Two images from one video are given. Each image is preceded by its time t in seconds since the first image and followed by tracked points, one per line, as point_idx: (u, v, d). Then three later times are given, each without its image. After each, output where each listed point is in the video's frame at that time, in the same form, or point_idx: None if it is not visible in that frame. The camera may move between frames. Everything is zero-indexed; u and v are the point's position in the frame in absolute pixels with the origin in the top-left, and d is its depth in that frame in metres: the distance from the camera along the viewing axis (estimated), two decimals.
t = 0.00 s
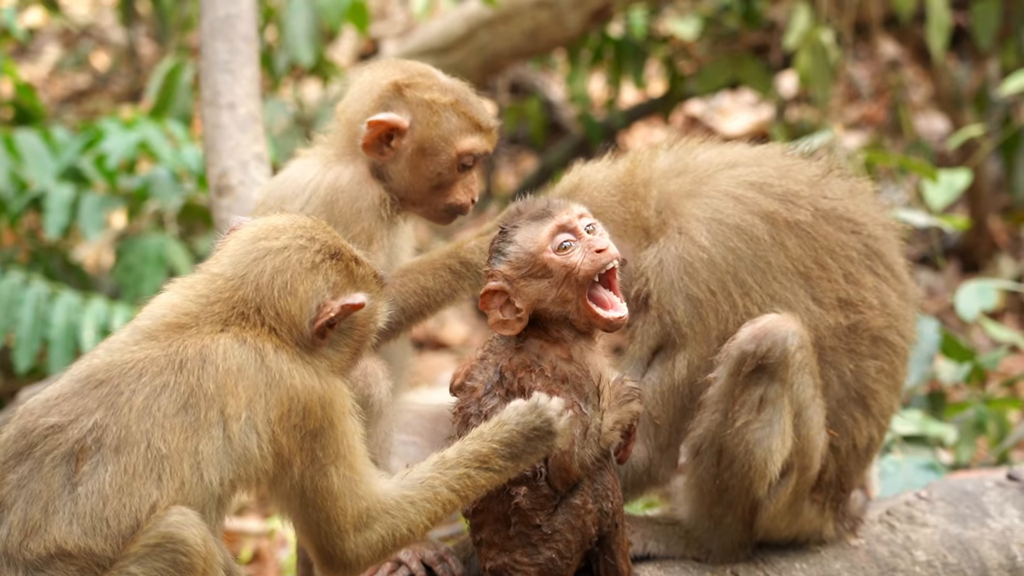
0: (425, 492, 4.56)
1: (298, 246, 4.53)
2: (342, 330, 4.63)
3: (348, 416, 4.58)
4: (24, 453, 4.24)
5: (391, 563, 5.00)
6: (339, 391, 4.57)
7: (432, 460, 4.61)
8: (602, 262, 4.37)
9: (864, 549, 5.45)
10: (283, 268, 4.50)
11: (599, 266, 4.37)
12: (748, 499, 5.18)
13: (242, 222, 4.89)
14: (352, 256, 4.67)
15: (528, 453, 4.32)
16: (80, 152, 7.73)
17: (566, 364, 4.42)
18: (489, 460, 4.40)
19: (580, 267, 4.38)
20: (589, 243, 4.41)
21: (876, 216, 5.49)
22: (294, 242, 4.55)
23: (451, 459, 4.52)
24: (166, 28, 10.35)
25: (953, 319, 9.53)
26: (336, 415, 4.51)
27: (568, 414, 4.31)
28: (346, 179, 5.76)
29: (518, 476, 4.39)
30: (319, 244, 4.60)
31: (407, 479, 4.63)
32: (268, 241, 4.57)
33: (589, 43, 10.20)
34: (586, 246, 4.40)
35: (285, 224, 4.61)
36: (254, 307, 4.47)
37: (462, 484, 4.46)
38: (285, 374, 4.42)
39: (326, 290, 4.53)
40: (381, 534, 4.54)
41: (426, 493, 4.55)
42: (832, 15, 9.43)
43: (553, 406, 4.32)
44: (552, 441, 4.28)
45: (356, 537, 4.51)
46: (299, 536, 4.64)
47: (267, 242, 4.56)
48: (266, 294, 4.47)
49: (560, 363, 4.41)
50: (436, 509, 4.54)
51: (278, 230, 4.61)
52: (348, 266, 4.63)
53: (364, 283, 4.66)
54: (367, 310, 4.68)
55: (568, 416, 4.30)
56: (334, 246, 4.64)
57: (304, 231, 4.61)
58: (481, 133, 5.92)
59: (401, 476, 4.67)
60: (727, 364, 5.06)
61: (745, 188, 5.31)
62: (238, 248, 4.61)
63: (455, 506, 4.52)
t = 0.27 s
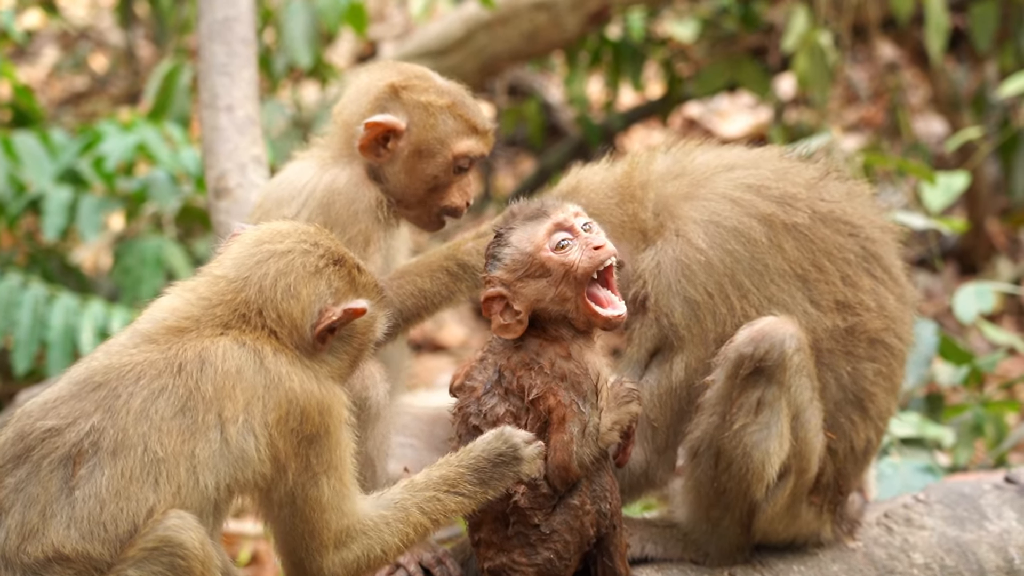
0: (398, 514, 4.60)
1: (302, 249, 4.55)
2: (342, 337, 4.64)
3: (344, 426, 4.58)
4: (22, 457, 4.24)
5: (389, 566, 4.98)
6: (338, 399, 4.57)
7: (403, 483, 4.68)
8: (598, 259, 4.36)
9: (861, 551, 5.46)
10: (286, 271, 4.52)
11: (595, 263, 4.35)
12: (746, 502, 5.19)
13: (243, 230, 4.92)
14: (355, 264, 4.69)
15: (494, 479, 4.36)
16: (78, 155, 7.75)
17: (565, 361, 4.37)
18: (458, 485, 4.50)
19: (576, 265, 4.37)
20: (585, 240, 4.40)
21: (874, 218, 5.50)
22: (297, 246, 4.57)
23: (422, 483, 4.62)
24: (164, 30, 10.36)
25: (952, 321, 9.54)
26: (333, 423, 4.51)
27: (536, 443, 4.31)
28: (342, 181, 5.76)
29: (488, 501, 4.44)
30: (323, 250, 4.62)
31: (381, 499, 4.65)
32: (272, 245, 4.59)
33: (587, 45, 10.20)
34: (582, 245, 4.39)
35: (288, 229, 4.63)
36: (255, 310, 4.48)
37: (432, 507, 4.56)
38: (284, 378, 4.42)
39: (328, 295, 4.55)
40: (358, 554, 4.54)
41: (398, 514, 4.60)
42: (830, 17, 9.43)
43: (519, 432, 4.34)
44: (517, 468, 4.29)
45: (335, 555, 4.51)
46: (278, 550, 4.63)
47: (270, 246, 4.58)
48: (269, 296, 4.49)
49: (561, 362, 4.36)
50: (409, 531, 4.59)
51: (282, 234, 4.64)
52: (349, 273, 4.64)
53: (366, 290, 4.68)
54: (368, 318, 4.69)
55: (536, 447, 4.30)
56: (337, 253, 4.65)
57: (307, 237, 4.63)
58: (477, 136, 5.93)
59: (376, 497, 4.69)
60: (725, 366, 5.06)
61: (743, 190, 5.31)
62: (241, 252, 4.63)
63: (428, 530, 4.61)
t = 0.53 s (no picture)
0: (396, 509, 4.65)
1: (308, 256, 4.58)
2: (343, 345, 4.65)
3: (345, 432, 4.57)
4: (20, 460, 4.24)
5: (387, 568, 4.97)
6: (338, 407, 4.57)
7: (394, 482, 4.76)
8: (595, 259, 4.37)
9: (859, 554, 5.46)
10: (292, 276, 4.54)
11: (592, 263, 4.37)
12: (744, 504, 5.20)
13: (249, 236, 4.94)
14: (359, 271, 4.71)
15: (475, 468, 4.48)
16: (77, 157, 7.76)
17: (562, 362, 4.38)
18: (443, 478, 4.59)
19: (573, 266, 4.38)
20: (581, 241, 4.41)
21: (872, 221, 5.50)
22: (303, 252, 4.60)
23: (410, 480, 4.71)
24: (163, 33, 10.37)
25: (949, 325, 9.55)
26: (334, 431, 4.51)
27: (512, 427, 4.32)
28: (342, 185, 5.76)
29: (474, 493, 4.52)
30: (328, 257, 4.65)
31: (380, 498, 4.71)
32: (278, 250, 4.62)
33: (585, 48, 10.20)
34: (578, 245, 4.40)
35: (294, 235, 4.67)
36: (259, 314, 4.49)
37: (426, 499, 4.63)
38: (286, 387, 4.42)
39: (332, 301, 4.56)
40: (369, 551, 4.56)
41: (396, 509, 4.65)
42: (828, 20, 9.44)
43: (490, 419, 4.38)
44: (493, 454, 4.37)
45: (346, 554, 4.52)
46: (287, 556, 4.63)
47: (276, 252, 4.61)
48: (273, 300, 4.50)
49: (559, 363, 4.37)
50: (410, 524, 4.63)
51: (288, 241, 4.68)
52: (354, 280, 4.67)
53: (369, 298, 4.71)
54: (371, 326, 4.71)
55: (512, 432, 4.31)
56: (342, 259, 4.68)
57: (312, 244, 4.66)
58: (477, 141, 5.93)
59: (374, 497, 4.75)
60: (723, 369, 5.06)
61: (742, 194, 5.31)
62: (246, 257, 4.64)
63: (428, 523, 4.67)
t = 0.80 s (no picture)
0: (397, 509, 4.68)
1: (303, 257, 4.57)
2: (339, 347, 4.64)
3: (342, 434, 4.58)
4: (18, 462, 4.24)
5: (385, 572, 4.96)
6: (334, 410, 4.57)
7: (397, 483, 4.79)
8: (588, 292, 4.36)
9: (857, 557, 5.47)
10: (287, 278, 4.53)
11: (584, 295, 4.35)
12: (741, 508, 5.22)
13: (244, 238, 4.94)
14: (354, 274, 4.70)
15: (479, 470, 4.49)
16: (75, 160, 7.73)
17: (556, 364, 4.38)
18: (447, 480, 4.60)
19: (565, 292, 4.36)
20: (577, 269, 4.39)
21: (870, 225, 5.50)
22: (298, 253, 4.59)
23: (413, 481, 4.74)
24: (161, 35, 10.37)
25: (947, 328, 9.56)
26: (331, 433, 4.51)
27: (518, 432, 4.31)
28: (338, 188, 5.76)
29: (479, 497, 4.51)
30: (323, 259, 4.64)
31: (380, 499, 4.74)
32: (273, 252, 4.61)
33: (583, 51, 10.20)
34: (573, 273, 4.38)
35: (289, 237, 4.67)
36: (255, 316, 4.49)
37: (428, 500, 4.65)
38: (283, 389, 4.44)
39: (327, 304, 4.55)
40: (367, 550, 4.60)
41: (398, 510, 4.68)
42: (826, 24, 9.44)
43: (497, 422, 4.37)
44: (498, 458, 4.37)
45: (344, 554, 4.56)
46: (286, 552, 4.68)
47: (271, 253, 4.60)
48: (268, 302, 4.49)
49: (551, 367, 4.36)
50: (411, 525, 4.67)
51: (283, 242, 4.67)
52: (349, 283, 4.66)
53: (364, 301, 4.70)
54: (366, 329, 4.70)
55: (518, 437, 4.31)
56: (337, 262, 4.66)
57: (308, 246, 4.66)
58: (472, 143, 5.94)
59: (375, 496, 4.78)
60: (721, 373, 5.06)
61: (739, 197, 5.31)
62: (242, 259, 4.64)
63: (430, 525, 4.69)
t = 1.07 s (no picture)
0: (384, 517, 4.72)
1: (302, 261, 4.61)
2: (338, 350, 4.66)
3: (339, 437, 4.59)
4: (17, 464, 4.24)
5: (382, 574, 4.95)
6: (334, 413, 4.58)
7: (384, 491, 4.84)
8: (572, 327, 4.30)
9: (854, 560, 5.48)
10: (286, 281, 4.56)
11: (568, 329, 4.31)
12: (739, 510, 5.23)
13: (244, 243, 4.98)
14: (353, 278, 4.75)
15: (467, 479, 4.55)
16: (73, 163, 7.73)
17: (543, 369, 4.38)
18: (434, 488, 4.67)
19: (552, 319, 4.33)
20: (568, 300, 4.33)
21: (867, 227, 5.50)
22: (297, 257, 4.63)
23: (400, 488, 4.79)
24: (159, 38, 10.37)
25: (944, 331, 9.57)
26: (328, 436, 4.52)
27: (502, 438, 4.38)
28: (336, 189, 5.75)
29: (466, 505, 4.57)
30: (322, 263, 4.69)
31: (367, 505, 4.78)
32: (272, 256, 4.65)
33: (581, 54, 10.20)
34: (563, 303, 4.33)
35: (289, 242, 4.72)
36: (254, 318, 4.51)
37: (415, 508, 4.71)
38: (281, 391, 4.44)
39: (326, 306, 4.59)
40: (353, 557, 4.64)
41: (383, 518, 4.73)
42: (823, 27, 9.45)
43: (482, 430, 4.43)
44: (485, 466, 4.43)
45: (330, 560, 4.58)
46: (273, 557, 4.69)
47: (271, 257, 4.64)
48: (268, 306, 4.52)
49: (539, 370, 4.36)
50: (397, 532, 4.71)
51: (283, 247, 4.71)
52: (348, 287, 4.70)
53: (363, 304, 4.74)
54: (365, 332, 4.72)
55: (504, 443, 4.37)
56: (336, 266, 4.72)
57: (307, 250, 4.71)
58: (471, 143, 5.94)
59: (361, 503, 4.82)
60: (719, 375, 5.06)
61: (737, 199, 5.31)
62: (241, 263, 4.67)
63: (414, 533, 4.74)
